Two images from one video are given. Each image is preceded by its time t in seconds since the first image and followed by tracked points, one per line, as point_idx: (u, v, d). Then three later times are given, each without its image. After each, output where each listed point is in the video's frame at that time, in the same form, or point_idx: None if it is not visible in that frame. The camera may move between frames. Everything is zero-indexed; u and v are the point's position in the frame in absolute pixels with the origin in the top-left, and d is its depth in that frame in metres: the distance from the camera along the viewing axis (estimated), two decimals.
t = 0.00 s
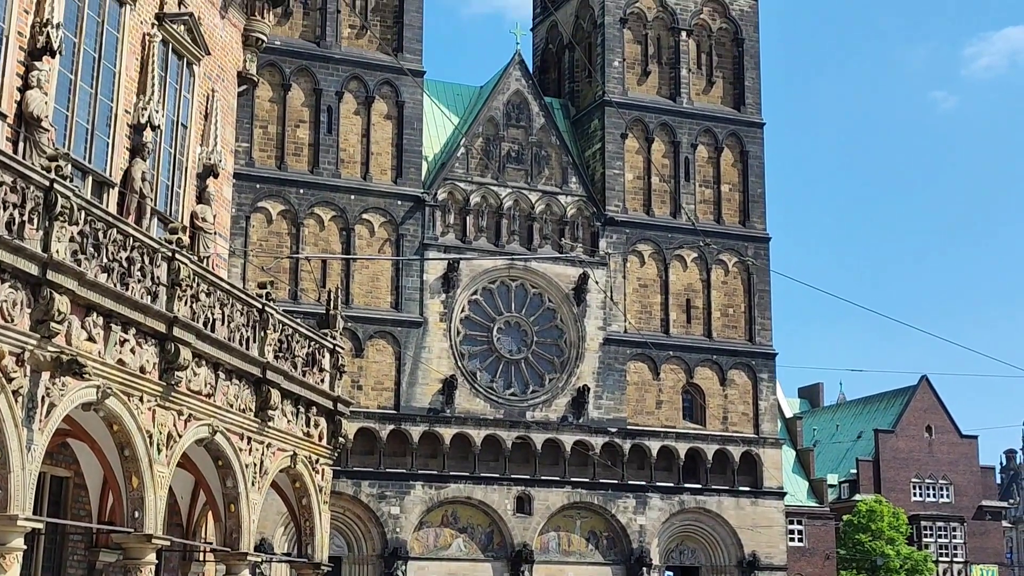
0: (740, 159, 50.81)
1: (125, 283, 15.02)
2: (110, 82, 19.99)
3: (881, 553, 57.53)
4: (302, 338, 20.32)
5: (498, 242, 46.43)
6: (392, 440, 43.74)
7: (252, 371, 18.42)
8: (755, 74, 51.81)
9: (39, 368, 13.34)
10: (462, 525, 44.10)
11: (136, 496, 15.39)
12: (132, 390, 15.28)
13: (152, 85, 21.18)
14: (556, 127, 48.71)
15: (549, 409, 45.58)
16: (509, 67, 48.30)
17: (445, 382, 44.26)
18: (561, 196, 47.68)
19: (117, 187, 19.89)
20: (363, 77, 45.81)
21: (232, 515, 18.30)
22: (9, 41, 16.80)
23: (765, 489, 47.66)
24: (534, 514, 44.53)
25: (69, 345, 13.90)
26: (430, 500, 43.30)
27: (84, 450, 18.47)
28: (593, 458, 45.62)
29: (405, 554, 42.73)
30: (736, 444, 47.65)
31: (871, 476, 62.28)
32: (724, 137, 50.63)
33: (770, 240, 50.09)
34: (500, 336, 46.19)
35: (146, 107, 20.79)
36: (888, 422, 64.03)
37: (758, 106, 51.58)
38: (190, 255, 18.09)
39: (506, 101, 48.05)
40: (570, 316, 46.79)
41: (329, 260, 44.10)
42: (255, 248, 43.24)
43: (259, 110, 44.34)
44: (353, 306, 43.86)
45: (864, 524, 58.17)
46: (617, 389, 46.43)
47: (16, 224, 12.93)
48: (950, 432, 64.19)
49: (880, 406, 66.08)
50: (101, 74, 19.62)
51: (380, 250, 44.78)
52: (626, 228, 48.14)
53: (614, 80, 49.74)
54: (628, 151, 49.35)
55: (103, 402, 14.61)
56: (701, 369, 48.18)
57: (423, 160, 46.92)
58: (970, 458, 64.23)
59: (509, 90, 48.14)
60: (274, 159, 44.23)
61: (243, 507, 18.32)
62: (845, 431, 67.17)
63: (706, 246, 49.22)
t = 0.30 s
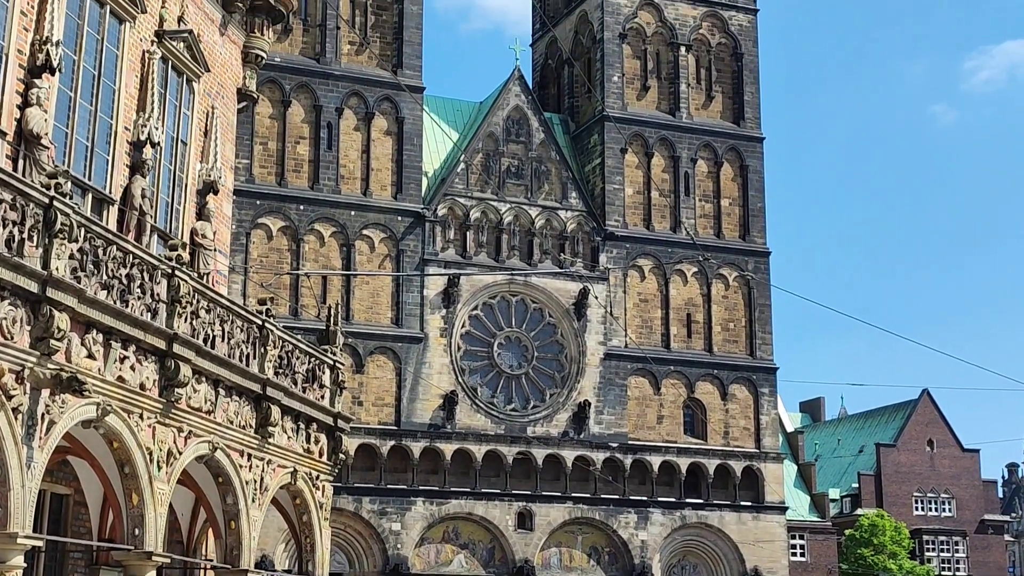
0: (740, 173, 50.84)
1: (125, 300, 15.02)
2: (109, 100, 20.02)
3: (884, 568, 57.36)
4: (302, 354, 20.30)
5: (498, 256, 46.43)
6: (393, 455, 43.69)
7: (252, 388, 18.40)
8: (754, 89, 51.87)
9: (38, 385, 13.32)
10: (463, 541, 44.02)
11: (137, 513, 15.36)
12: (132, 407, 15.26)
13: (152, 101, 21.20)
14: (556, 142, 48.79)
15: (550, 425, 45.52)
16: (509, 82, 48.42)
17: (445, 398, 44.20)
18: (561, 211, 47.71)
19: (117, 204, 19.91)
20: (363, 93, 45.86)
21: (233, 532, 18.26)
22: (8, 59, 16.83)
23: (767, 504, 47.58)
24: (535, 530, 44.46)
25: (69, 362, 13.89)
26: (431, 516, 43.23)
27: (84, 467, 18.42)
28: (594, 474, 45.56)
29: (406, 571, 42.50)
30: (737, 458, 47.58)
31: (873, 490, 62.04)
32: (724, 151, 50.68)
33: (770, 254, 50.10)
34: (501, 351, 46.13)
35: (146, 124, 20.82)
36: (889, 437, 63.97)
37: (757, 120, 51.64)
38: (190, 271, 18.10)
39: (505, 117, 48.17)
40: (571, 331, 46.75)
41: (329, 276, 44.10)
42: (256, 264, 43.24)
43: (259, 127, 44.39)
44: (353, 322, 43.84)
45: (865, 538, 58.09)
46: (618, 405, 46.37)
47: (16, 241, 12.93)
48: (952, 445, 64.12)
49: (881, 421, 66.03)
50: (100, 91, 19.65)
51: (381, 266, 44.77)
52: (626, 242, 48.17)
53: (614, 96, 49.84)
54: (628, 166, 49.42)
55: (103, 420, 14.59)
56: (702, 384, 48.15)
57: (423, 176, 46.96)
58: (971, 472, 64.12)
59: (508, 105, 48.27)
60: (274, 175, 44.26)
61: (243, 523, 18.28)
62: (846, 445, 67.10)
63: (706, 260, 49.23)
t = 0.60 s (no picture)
0: (742, 186, 50.87)
1: (127, 315, 15.03)
2: (111, 115, 20.06)
3: None
4: (305, 369, 20.30)
5: (501, 270, 46.43)
6: (396, 470, 43.65)
7: (254, 402, 18.39)
8: (755, 102, 51.92)
9: (40, 401, 13.32)
10: (466, 555, 43.96)
11: (139, 528, 15.35)
12: (134, 423, 15.26)
13: (154, 117, 21.24)
14: (558, 155, 48.87)
15: (553, 438, 45.46)
16: (510, 96, 48.53)
17: (448, 411, 44.16)
18: (563, 224, 47.77)
19: (119, 220, 19.93)
20: (365, 107, 45.93)
21: (235, 547, 18.24)
22: (10, 75, 16.88)
23: (771, 517, 47.55)
24: (538, 543, 44.41)
25: (71, 377, 13.89)
26: (434, 531, 43.19)
27: (87, 482, 18.41)
28: (597, 487, 45.52)
29: None
30: (740, 471, 47.56)
31: (876, 502, 62.00)
32: (725, 164, 50.72)
33: (772, 267, 50.12)
34: (503, 364, 46.09)
35: (148, 139, 20.83)
36: (892, 449, 63.93)
37: (759, 133, 51.69)
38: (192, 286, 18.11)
39: (507, 130, 48.25)
40: (574, 344, 46.72)
41: (332, 290, 44.11)
42: (258, 278, 43.26)
43: (261, 141, 44.47)
44: (355, 336, 43.82)
45: (869, 551, 57.96)
46: (621, 418, 46.32)
47: (17, 257, 12.96)
48: (955, 458, 64.01)
49: (884, 433, 65.99)
50: (103, 107, 19.69)
51: (383, 280, 44.80)
52: (628, 255, 48.20)
53: (615, 109, 49.93)
54: (629, 179, 49.45)
55: (105, 435, 14.58)
56: (705, 397, 48.11)
57: (425, 190, 47.01)
58: (975, 484, 63.99)
59: (510, 119, 48.37)
60: (276, 190, 44.32)
61: (246, 538, 18.26)
62: (849, 458, 67.02)
63: (708, 273, 49.23)
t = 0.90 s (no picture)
0: (746, 198, 50.89)
1: (131, 328, 15.03)
2: (116, 129, 20.10)
3: None
4: (309, 382, 20.29)
5: (505, 282, 46.42)
6: (401, 482, 43.59)
7: (258, 415, 18.39)
8: (759, 113, 51.97)
9: (44, 415, 13.32)
10: (471, 567, 43.89)
11: (143, 542, 15.35)
12: (139, 436, 15.26)
13: (158, 131, 21.28)
14: (562, 167, 48.96)
15: (558, 450, 45.41)
16: (514, 108, 48.65)
17: (453, 423, 44.13)
18: (567, 236, 47.80)
19: (123, 234, 19.95)
20: (369, 120, 45.99)
21: (240, 560, 18.22)
22: (15, 90, 16.91)
23: (776, 528, 47.45)
24: (543, 556, 44.32)
25: (75, 391, 13.90)
26: (439, 543, 43.13)
27: (91, 496, 18.39)
28: (602, 499, 45.44)
29: None
30: (746, 483, 47.48)
31: (882, 514, 62.02)
32: (729, 176, 50.74)
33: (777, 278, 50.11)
34: (508, 376, 46.06)
35: (152, 153, 20.86)
36: (897, 460, 63.88)
37: (762, 144, 51.71)
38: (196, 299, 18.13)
39: (511, 143, 48.34)
40: (578, 356, 46.70)
41: (336, 303, 44.11)
42: (263, 291, 43.26)
43: (265, 154, 44.52)
44: (360, 348, 43.80)
45: (875, 562, 57.74)
46: (626, 429, 46.28)
47: (22, 271, 12.97)
48: (961, 469, 63.87)
49: (889, 444, 65.92)
50: (107, 121, 19.73)
51: (387, 292, 44.80)
52: (633, 267, 48.21)
53: (619, 121, 50.00)
54: (634, 191, 49.46)
55: (109, 448, 14.58)
56: (710, 409, 48.05)
57: (429, 202, 47.06)
58: (981, 495, 63.82)
59: (513, 131, 48.46)
60: (280, 203, 44.34)
61: (251, 552, 18.23)
62: (854, 469, 66.91)
63: (712, 284, 49.21)
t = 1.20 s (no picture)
0: (750, 208, 50.88)
1: (136, 339, 15.03)
2: (120, 141, 20.13)
3: None
4: (314, 393, 20.29)
5: (510, 292, 46.41)
6: (406, 493, 43.57)
7: (263, 427, 18.38)
8: (763, 123, 51.98)
9: (50, 427, 13.32)
10: None
11: (149, 553, 15.34)
12: (144, 447, 15.26)
13: (163, 142, 21.30)
14: (566, 178, 48.99)
15: (564, 461, 45.35)
16: (518, 119, 48.70)
17: (457, 434, 44.09)
18: (571, 246, 47.80)
19: (128, 245, 19.98)
20: (373, 131, 46.04)
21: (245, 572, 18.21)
22: (20, 102, 16.94)
23: (782, 539, 47.37)
24: (549, 566, 44.27)
25: (80, 403, 13.90)
26: (444, 554, 43.09)
27: (96, 507, 18.38)
28: (608, 510, 45.36)
29: None
30: (751, 493, 47.38)
31: (888, 523, 61.61)
32: (734, 186, 50.74)
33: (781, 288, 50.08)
34: (512, 387, 46.05)
35: (157, 164, 20.87)
36: (903, 470, 63.77)
37: (767, 154, 51.71)
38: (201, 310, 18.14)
39: (515, 153, 48.41)
40: (583, 366, 46.62)
41: (340, 314, 44.10)
42: (267, 303, 43.28)
43: (270, 166, 44.56)
44: (364, 359, 43.77)
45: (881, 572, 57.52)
46: (631, 440, 46.24)
47: (27, 283, 12.98)
48: (967, 478, 63.71)
49: (895, 454, 65.81)
50: (111, 133, 19.76)
51: (392, 303, 44.79)
52: (637, 277, 48.20)
53: (623, 131, 50.03)
54: (638, 201, 49.49)
55: (115, 460, 14.57)
56: (716, 419, 47.97)
57: (433, 213, 47.09)
58: (987, 505, 63.60)
59: (517, 142, 48.52)
60: (285, 214, 44.38)
61: (256, 564, 18.21)
62: (860, 479, 66.79)
63: (716, 294, 49.19)
